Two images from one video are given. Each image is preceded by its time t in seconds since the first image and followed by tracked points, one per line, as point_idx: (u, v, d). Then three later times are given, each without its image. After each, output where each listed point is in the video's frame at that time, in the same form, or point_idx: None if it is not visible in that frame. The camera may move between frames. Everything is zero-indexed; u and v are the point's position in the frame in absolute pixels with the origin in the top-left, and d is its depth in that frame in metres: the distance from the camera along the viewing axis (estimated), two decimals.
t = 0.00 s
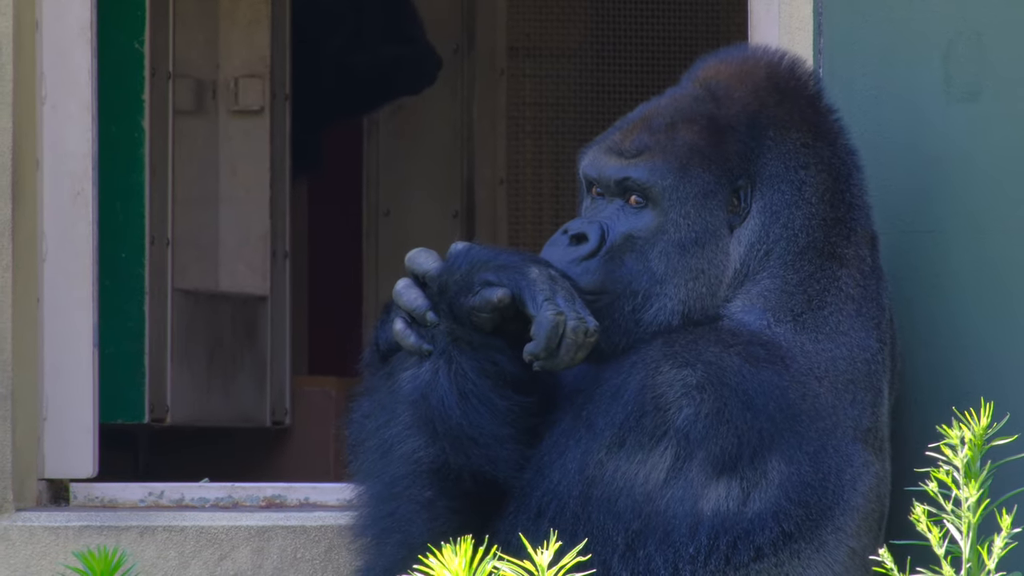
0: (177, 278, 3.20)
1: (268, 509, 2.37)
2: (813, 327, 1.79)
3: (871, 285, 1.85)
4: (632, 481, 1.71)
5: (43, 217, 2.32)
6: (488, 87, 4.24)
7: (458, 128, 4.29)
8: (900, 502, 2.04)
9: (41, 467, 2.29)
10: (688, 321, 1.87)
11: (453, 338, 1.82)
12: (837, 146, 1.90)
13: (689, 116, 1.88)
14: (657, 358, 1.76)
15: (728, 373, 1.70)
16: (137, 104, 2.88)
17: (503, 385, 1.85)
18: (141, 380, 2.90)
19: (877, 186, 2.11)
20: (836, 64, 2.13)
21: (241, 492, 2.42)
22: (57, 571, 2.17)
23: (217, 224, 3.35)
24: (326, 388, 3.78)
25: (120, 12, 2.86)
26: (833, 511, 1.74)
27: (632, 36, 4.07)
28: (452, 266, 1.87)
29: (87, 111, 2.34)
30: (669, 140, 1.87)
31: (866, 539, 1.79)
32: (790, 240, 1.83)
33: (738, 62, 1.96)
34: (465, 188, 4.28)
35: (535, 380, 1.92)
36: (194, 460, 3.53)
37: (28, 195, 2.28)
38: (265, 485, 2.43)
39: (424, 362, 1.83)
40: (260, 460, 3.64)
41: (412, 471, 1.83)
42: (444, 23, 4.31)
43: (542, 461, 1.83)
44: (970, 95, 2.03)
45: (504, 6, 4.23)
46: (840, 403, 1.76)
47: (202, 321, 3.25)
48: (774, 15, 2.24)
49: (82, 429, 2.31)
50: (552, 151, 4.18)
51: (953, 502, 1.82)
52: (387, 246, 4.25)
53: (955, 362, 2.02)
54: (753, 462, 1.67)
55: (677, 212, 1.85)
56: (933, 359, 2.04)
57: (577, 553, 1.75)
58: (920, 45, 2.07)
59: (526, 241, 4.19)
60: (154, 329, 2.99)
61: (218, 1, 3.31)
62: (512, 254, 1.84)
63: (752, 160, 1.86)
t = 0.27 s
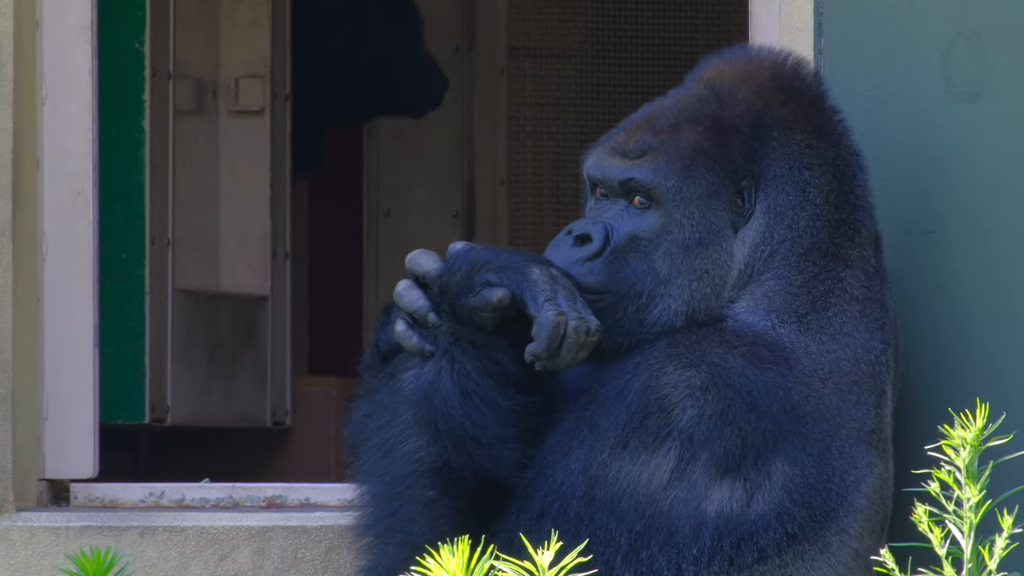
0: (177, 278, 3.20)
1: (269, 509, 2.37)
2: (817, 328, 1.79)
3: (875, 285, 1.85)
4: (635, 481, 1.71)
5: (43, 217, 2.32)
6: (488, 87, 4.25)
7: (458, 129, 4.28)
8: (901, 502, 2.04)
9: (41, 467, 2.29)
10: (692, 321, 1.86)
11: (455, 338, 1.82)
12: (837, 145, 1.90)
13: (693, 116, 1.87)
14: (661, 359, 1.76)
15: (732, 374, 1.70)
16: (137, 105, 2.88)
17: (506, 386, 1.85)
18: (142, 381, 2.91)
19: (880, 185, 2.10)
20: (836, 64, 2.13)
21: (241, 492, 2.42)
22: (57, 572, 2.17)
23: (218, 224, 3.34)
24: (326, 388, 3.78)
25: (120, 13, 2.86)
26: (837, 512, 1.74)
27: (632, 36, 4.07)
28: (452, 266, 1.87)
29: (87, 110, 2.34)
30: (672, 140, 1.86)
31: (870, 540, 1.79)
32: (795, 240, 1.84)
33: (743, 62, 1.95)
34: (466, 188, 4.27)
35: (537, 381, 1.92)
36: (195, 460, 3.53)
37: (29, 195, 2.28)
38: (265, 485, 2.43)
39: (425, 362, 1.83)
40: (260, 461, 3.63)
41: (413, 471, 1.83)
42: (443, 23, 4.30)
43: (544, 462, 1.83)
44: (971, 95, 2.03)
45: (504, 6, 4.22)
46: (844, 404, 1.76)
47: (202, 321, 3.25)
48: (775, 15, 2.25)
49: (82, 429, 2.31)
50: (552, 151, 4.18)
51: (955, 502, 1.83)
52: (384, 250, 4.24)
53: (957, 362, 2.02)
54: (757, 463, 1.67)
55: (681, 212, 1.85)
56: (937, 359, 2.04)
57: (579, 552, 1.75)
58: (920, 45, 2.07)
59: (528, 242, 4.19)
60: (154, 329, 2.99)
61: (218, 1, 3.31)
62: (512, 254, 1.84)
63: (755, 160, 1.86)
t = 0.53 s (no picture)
0: (177, 278, 3.20)
1: (269, 509, 2.37)
2: (818, 329, 1.79)
3: (875, 286, 1.86)
4: (636, 482, 1.71)
5: (43, 218, 2.32)
6: (489, 86, 4.27)
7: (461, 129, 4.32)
8: (902, 502, 2.04)
9: (41, 467, 2.29)
10: (690, 322, 1.86)
11: (452, 338, 1.82)
12: (841, 147, 1.91)
13: (689, 116, 1.88)
14: (661, 360, 1.76)
15: (733, 375, 1.69)
16: (138, 105, 2.87)
17: (501, 385, 1.85)
18: (143, 381, 2.91)
19: (880, 185, 2.10)
20: (837, 64, 2.12)
21: (241, 492, 2.42)
22: (57, 572, 2.17)
23: (218, 224, 3.34)
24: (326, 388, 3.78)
25: (120, 13, 2.86)
26: (837, 514, 1.74)
27: (632, 36, 4.05)
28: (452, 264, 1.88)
29: (87, 111, 2.34)
30: (668, 141, 1.87)
31: (869, 542, 1.80)
32: (794, 242, 1.84)
33: (741, 62, 1.95)
34: (467, 188, 4.31)
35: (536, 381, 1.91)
36: (195, 461, 3.53)
37: (29, 195, 2.29)
38: (265, 485, 2.43)
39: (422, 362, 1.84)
40: (260, 461, 3.63)
41: (413, 471, 1.82)
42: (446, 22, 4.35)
43: (544, 462, 1.83)
44: (971, 95, 2.03)
45: (504, 7, 4.23)
46: (844, 405, 1.76)
47: (202, 322, 3.25)
48: (775, 15, 2.23)
49: (82, 429, 2.31)
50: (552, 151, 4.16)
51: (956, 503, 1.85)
52: (383, 253, 4.27)
53: (957, 362, 2.02)
54: (758, 464, 1.67)
55: (677, 214, 1.85)
56: (937, 359, 2.04)
57: (578, 553, 1.76)
58: (920, 45, 2.07)
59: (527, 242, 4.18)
60: (154, 329, 2.99)
61: (218, 2, 3.31)
62: (510, 254, 1.84)
63: (752, 160, 1.86)
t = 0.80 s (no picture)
0: (178, 279, 3.20)
1: (269, 510, 2.37)
2: (815, 330, 1.79)
3: (871, 284, 1.84)
4: (634, 483, 1.71)
5: (44, 218, 2.32)
6: (489, 88, 4.27)
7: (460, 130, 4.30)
8: (902, 503, 2.05)
9: (42, 468, 2.29)
10: (675, 327, 1.88)
11: (457, 339, 1.84)
12: (830, 147, 1.90)
13: (668, 121, 1.91)
14: (658, 361, 1.75)
15: (729, 375, 1.69)
16: (138, 106, 2.88)
17: (505, 388, 1.85)
18: (144, 382, 2.91)
19: (878, 185, 2.12)
20: (839, 63, 2.16)
21: (242, 493, 2.42)
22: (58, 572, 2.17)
23: (218, 225, 3.34)
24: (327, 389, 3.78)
25: (121, 13, 2.86)
26: (835, 514, 1.74)
27: (633, 37, 4.04)
28: (462, 267, 1.90)
29: (88, 111, 2.34)
30: (647, 147, 1.91)
31: (868, 542, 1.79)
32: (782, 244, 1.83)
33: (725, 62, 1.98)
34: (467, 190, 4.30)
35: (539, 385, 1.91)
36: (195, 461, 3.53)
37: (30, 195, 2.29)
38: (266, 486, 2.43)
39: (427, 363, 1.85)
40: (260, 461, 3.63)
41: (414, 472, 1.83)
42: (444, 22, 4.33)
43: (543, 463, 1.83)
44: (971, 97, 2.02)
45: (505, 8, 4.24)
46: (842, 405, 1.76)
47: (202, 323, 3.25)
48: (775, 16, 2.26)
49: (83, 430, 2.31)
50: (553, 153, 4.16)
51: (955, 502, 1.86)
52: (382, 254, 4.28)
53: (956, 362, 2.02)
54: (755, 464, 1.67)
55: (655, 219, 1.88)
56: (935, 360, 2.05)
57: (577, 554, 1.75)
58: (920, 45, 2.07)
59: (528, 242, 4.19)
60: (155, 330, 2.99)
61: (219, 2, 3.31)
62: (518, 262, 1.84)
63: (732, 161, 1.88)
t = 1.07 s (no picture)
0: (178, 278, 3.20)
1: (269, 509, 2.37)
2: (812, 327, 1.79)
3: (867, 282, 1.85)
4: (632, 482, 1.71)
5: (45, 217, 2.32)
6: (489, 87, 4.26)
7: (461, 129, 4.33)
8: (902, 502, 2.05)
9: (42, 467, 2.30)
10: (671, 325, 1.88)
11: (453, 339, 1.83)
12: (827, 145, 1.90)
13: (663, 120, 1.90)
14: (656, 359, 1.75)
15: (727, 373, 1.69)
16: (139, 105, 2.88)
17: (502, 387, 1.86)
18: (144, 381, 2.91)
19: (876, 184, 2.11)
20: (839, 63, 2.14)
21: (242, 492, 2.42)
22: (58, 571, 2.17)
23: (218, 224, 3.34)
24: (327, 388, 3.78)
25: (121, 13, 2.86)
26: (833, 511, 1.74)
27: (633, 36, 4.05)
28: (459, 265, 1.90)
29: (89, 111, 2.34)
30: (641, 145, 1.90)
31: (867, 540, 1.79)
32: (777, 241, 1.84)
33: (720, 60, 1.97)
34: (467, 189, 4.31)
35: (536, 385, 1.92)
36: (196, 460, 3.53)
37: (30, 195, 2.29)
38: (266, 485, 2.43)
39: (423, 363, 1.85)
40: (261, 460, 3.64)
41: (413, 471, 1.82)
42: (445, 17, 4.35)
43: (542, 462, 1.83)
44: (972, 95, 2.03)
45: (505, 6, 4.23)
46: (840, 403, 1.77)
47: (203, 322, 3.25)
48: (775, 15, 2.23)
49: (84, 428, 2.31)
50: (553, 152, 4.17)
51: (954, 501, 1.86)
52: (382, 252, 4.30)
53: (954, 360, 2.02)
54: (753, 462, 1.67)
55: (649, 217, 1.87)
56: (933, 359, 2.05)
57: (586, 553, 1.74)
58: (919, 45, 2.08)
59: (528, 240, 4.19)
60: (155, 329, 2.99)
61: (219, 1, 3.31)
62: (514, 261, 1.84)
63: (726, 158, 1.87)
